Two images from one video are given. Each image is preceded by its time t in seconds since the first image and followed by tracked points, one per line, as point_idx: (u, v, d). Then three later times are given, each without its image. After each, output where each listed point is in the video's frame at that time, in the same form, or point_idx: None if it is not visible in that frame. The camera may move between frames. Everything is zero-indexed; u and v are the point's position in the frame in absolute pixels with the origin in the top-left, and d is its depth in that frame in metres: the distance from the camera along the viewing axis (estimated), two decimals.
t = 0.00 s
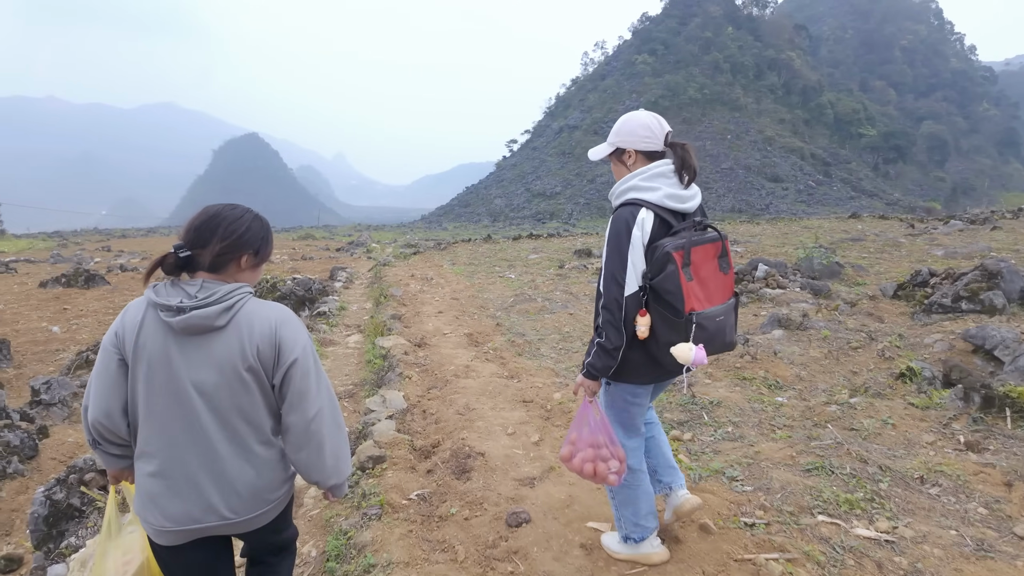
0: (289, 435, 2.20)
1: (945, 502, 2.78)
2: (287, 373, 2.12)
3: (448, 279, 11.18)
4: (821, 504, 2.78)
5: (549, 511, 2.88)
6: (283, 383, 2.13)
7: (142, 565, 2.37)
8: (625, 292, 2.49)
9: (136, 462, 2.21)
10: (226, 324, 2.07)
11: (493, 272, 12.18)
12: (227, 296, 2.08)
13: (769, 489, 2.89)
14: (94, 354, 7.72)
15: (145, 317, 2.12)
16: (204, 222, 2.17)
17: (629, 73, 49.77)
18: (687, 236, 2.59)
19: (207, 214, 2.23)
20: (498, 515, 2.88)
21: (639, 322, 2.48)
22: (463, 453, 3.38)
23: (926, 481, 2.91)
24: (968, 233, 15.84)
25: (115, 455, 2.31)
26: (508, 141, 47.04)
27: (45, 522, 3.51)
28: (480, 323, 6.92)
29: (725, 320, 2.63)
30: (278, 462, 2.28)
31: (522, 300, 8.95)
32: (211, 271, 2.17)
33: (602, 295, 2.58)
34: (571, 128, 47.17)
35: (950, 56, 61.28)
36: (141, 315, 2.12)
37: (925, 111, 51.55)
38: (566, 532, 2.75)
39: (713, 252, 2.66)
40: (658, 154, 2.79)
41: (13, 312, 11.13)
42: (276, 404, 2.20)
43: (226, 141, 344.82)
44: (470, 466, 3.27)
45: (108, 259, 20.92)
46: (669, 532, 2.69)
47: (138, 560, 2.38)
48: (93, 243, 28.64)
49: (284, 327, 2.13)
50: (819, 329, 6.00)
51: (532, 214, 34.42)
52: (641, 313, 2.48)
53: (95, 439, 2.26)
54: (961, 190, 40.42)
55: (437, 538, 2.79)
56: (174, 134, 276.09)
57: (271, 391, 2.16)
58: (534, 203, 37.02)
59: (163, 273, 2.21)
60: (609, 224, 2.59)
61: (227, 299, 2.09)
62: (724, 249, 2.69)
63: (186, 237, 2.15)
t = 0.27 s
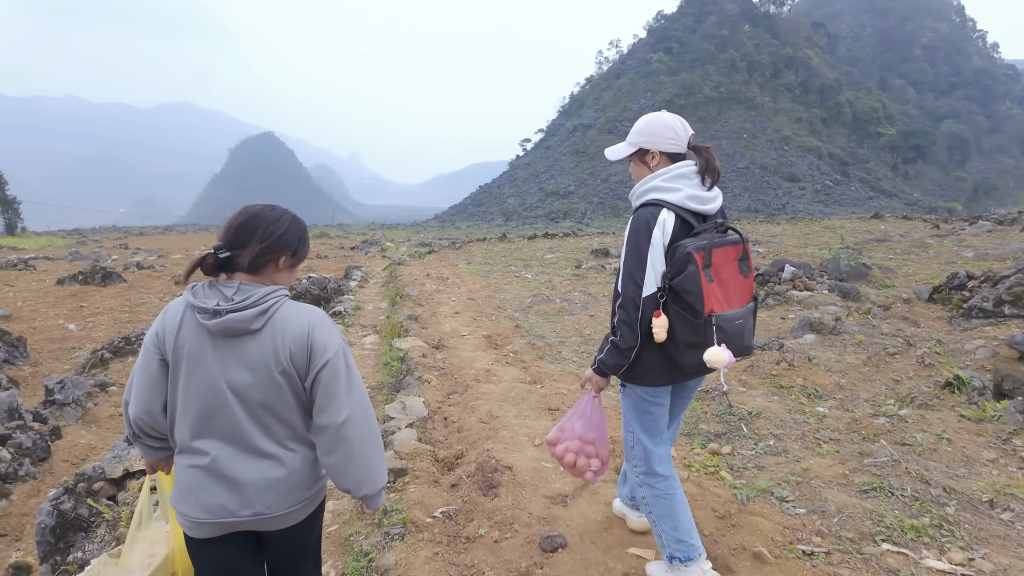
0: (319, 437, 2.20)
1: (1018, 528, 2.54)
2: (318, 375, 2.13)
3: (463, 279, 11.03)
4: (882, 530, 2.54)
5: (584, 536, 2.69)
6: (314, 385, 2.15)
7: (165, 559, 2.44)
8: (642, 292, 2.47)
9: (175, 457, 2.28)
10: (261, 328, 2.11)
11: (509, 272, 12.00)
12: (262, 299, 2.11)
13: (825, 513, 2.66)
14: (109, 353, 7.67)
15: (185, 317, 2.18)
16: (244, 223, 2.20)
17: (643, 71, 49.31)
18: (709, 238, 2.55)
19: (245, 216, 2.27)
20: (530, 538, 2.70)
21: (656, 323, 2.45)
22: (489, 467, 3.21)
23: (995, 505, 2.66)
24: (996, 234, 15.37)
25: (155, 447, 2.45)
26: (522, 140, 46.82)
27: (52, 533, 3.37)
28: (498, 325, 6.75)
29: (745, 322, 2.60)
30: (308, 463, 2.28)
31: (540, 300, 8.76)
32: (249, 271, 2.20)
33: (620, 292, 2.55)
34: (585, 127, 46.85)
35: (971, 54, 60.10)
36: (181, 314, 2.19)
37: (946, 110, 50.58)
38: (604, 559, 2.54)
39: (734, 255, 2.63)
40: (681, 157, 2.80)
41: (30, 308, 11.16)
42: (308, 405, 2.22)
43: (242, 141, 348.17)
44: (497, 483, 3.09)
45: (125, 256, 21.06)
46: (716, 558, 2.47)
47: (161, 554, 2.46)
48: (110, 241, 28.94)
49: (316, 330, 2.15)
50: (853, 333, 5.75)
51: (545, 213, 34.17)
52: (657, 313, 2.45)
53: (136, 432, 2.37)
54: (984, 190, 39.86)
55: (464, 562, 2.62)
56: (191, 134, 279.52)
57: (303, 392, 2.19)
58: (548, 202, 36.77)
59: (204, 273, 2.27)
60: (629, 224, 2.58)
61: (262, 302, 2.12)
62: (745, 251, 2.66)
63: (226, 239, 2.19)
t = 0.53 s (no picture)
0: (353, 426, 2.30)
1: None
2: (352, 367, 2.22)
3: (476, 279, 10.88)
4: (943, 561, 2.35)
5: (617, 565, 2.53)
6: (348, 376, 2.23)
7: (177, 553, 2.51)
8: (653, 289, 2.48)
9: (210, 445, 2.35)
10: (297, 320, 2.17)
11: (522, 272, 11.83)
12: (298, 292, 2.18)
13: (879, 542, 2.47)
14: (120, 352, 7.62)
15: (220, 311, 2.23)
16: (283, 219, 2.26)
17: (656, 69, 48.83)
18: (723, 240, 2.54)
19: (281, 212, 2.33)
20: (559, 566, 2.54)
21: (666, 322, 2.45)
22: (512, 484, 3.06)
23: None
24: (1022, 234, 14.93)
25: (177, 441, 2.44)
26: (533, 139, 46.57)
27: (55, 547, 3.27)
28: (513, 327, 6.60)
29: (758, 326, 2.55)
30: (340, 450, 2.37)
31: (554, 301, 8.57)
32: (286, 266, 2.27)
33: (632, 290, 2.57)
34: (596, 125, 46.49)
35: (989, 50, 59.01)
36: (217, 309, 2.24)
37: (964, 107, 49.69)
38: None
39: (750, 259, 2.60)
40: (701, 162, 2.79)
41: (44, 306, 11.20)
42: (341, 395, 2.31)
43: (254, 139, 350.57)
44: (521, 502, 2.94)
45: (139, 254, 21.20)
46: None
47: (176, 548, 2.53)
48: (124, 238, 29.17)
49: (350, 324, 2.23)
50: (883, 338, 5.53)
51: (556, 211, 33.92)
52: (667, 311, 2.44)
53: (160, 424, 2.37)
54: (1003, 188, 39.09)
55: None
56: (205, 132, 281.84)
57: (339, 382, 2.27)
58: (559, 200, 36.52)
59: (239, 268, 2.31)
60: (644, 223, 2.60)
61: (298, 295, 2.19)
62: (761, 256, 2.62)
63: (265, 234, 2.25)
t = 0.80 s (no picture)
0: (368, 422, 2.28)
1: None
2: (366, 366, 2.20)
3: (487, 277, 10.71)
4: None
5: None
6: (362, 375, 2.21)
7: (198, 551, 2.38)
8: (661, 291, 2.40)
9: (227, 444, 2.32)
10: (309, 320, 2.14)
11: (534, 270, 11.65)
12: (310, 292, 2.15)
13: (944, 567, 2.26)
14: (129, 350, 7.53)
15: (232, 312, 2.19)
16: (293, 220, 2.20)
17: (667, 65, 48.36)
18: (733, 242, 2.43)
19: (291, 210, 2.26)
20: None
21: (674, 325, 2.38)
22: (536, 500, 2.90)
23: None
24: None
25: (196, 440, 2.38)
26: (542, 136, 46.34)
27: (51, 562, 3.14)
28: (528, 327, 6.42)
29: (765, 330, 2.47)
30: (355, 447, 2.35)
31: (568, 300, 8.38)
32: (298, 267, 2.22)
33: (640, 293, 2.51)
34: (606, 122, 46.12)
35: (1006, 46, 57.97)
36: (229, 311, 2.20)
37: (980, 104, 48.87)
38: None
39: (758, 261, 2.50)
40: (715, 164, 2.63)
41: (54, 303, 11.18)
42: (354, 393, 2.29)
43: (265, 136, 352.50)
44: (547, 521, 2.77)
45: (149, 250, 21.25)
46: None
47: (196, 547, 2.40)
48: (135, 234, 29.33)
49: (362, 322, 2.20)
50: (915, 342, 5.29)
51: (565, 209, 33.70)
52: (675, 315, 2.38)
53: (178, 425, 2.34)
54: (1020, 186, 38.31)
55: None
56: (216, 129, 283.64)
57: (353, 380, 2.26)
58: (568, 198, 36.30)
59: (250, 267, 2.25)
60: (652, 224, 2.51)
61: (309, 295, 2.15)
62: (771, 259, 2.53)
63: (276, 235, 2.18)
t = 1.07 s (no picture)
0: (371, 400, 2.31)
1: None
2: (370, 341, 2.25)
3: (501, 275, 10.52)
4: None
5: None
6: (366, 351, 2.26)
7: (223, 534, 2.50)
8: (672, 280, 2.37)
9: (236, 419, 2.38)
10: (316, 295, 2.20)
11: (549, 268, 11.43)
12: (317, 267, 2.21)
13: None
14: (138, 348, 7.43)
15: (242, 287, 2.26)
16: (302, 199, 2.28)
17: (681, 62, 47.77)
18: (743, 229, 2.39)
19: (301, 189, 2.34)
20: None
21: (685, 313, 2.33)
22: (567, 518, 2.69)
23: None
24: None
25: (213, 420, 2.45)
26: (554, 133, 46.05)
27: None
28: (546, 326, 6.22)
29: (780, 319, 2.40)
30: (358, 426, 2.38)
31: (586, 299, 8.16)
32: (307, 244, 2.30)
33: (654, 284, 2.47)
34: (619, 119, 45.68)
35: None
36: (240, 284, 2.29)
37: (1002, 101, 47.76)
38: None
39: (773, 248, 2.43)
40: (723, 148, 2.63)
41: (67, 299, 11.16)
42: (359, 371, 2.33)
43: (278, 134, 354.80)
44: (579, 541, 2.56)
45: (162, 247, 21.30)
46: None
47: (220, 531, 2.51)
48: (150, 231, 29.48)
49: (369, 298, 2.27)
50: (956, 344, 5.02)
51: (577, 206, 33.42)
52: (685, 303, 2.34)
53: (191, 401, 2.41)
54: None
55: None
56: (230, 127, 286.02)
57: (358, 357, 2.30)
58: (580, 195, 36.00)
59: (261, 245, 2.33)
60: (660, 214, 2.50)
61: (317, 271, 2.22)
62: (786, 245, 2.46)
63: (286, 213, 2.26)
